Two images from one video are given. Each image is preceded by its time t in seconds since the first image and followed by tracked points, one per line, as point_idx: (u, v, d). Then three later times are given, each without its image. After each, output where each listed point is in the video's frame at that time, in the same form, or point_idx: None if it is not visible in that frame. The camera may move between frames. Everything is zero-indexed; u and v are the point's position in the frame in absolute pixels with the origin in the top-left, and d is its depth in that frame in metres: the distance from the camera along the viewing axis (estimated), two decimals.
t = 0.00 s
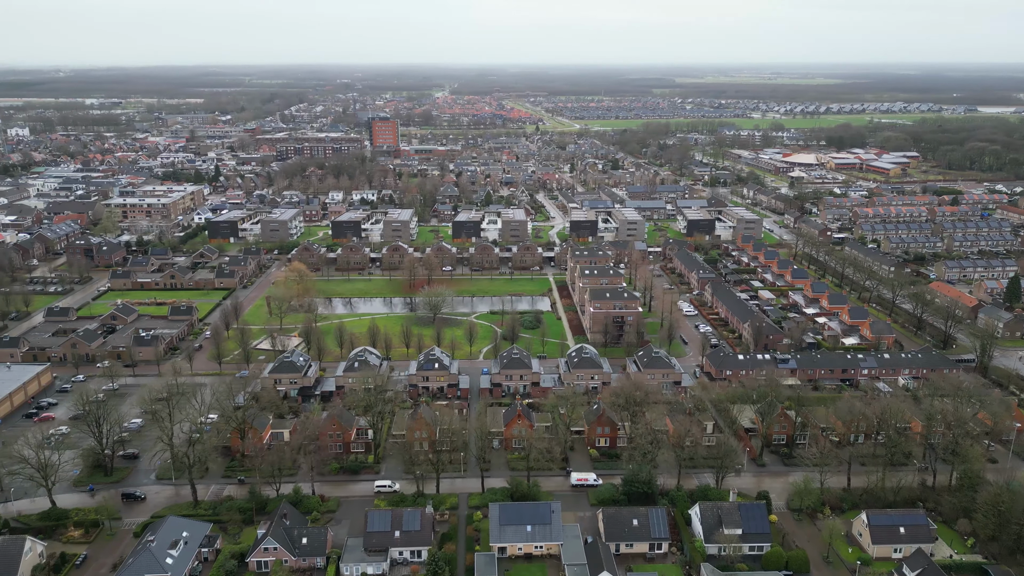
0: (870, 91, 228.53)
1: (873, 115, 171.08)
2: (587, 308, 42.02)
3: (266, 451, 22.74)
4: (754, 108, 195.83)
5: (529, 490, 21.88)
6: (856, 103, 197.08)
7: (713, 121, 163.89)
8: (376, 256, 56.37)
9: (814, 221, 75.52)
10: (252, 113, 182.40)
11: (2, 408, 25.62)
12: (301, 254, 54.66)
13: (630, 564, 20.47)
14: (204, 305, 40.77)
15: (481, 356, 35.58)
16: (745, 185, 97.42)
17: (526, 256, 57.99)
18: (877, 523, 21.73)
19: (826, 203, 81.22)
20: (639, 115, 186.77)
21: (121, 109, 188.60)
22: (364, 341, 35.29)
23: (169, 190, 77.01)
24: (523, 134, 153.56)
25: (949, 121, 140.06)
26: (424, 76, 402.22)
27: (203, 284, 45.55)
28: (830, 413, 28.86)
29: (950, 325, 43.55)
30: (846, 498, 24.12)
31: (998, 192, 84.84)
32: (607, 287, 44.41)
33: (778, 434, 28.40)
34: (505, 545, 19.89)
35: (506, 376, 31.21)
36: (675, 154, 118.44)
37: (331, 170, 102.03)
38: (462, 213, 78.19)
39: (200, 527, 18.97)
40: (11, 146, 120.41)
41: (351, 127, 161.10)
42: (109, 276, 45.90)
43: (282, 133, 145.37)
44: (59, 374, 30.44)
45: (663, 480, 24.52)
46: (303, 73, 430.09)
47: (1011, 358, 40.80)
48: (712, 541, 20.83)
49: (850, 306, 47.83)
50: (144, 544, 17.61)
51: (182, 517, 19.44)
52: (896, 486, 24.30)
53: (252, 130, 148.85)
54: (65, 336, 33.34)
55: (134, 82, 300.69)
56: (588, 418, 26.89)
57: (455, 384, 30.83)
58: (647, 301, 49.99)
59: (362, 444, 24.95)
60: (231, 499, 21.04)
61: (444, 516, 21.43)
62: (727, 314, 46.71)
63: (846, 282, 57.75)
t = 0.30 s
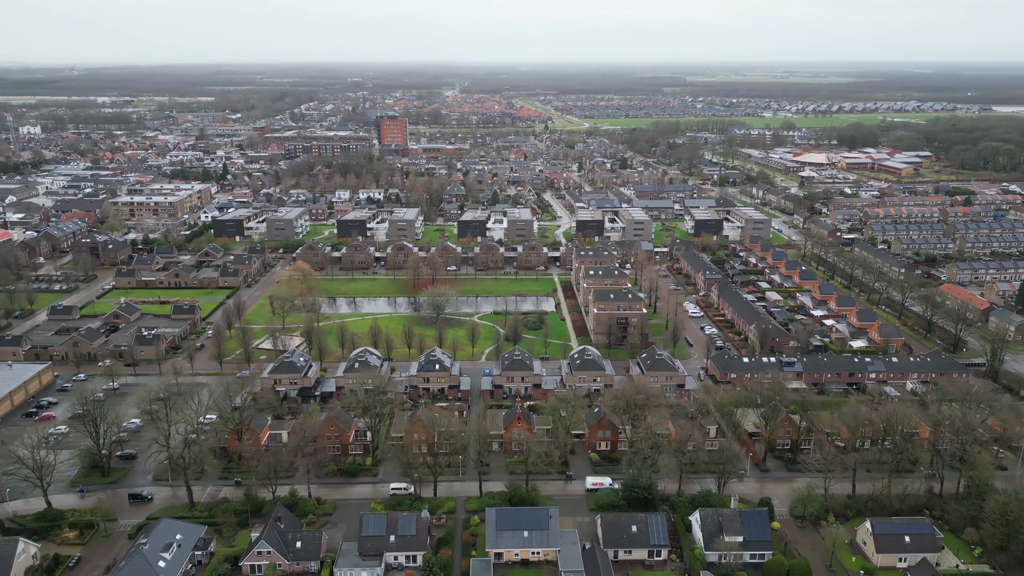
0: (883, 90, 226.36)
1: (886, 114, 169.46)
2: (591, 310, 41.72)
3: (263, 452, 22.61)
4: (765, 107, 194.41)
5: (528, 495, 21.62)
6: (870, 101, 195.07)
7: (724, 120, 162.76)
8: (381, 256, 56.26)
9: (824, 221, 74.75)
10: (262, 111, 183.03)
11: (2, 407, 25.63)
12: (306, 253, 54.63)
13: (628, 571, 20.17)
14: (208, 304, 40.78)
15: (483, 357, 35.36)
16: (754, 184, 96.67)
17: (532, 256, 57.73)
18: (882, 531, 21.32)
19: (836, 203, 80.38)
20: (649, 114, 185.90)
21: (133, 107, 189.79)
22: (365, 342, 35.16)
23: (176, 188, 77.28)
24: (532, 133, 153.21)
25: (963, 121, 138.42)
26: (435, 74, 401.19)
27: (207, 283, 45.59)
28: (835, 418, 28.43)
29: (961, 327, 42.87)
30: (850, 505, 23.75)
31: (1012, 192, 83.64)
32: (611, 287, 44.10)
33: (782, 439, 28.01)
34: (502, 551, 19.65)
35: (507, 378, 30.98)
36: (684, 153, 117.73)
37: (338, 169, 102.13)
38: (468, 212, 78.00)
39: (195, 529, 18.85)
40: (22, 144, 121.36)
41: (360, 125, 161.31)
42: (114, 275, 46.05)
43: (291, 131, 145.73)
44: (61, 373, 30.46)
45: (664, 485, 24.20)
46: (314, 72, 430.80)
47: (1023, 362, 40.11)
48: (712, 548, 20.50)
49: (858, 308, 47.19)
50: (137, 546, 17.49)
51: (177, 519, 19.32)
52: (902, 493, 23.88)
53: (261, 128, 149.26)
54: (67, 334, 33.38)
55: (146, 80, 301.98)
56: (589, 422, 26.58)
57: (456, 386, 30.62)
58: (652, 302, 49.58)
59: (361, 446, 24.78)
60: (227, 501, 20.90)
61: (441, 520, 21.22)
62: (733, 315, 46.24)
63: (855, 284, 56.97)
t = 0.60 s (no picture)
0: (897, 89, 224.06)
1: (899, 113, 167.82)
2: (595, 310, 41.40)
3: (260, 454, 22.44)
4: (776, 106, 193.03)
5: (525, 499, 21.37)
6: (883, 100, 193.14)
7: (734, 119, 161.69)
8: (386, 255, 56.15)
9: (833, 222, 73.97)
10: (272, 109, 183.64)
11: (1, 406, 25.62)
12: (310, 252, 54.56)
13: None
14: (211, 303, 40.77)
15: (485, 358, 35.14)
16: (763, 184, 95.86)
17: (537, 256, 57.44)
18: (887, 540, 20.89)
19: (846, 203, 79.52)
20: (658, 112, 185.01)
21: (144, 105, 190.86)
22: (367, 342, 35.01)
23: (183, 186, 77.52)
24: (541, 131, 152.80)
25: (977, 120, 136.80)
26: (446, 73, 400.53)
27: (211, 281, 45.60)
28: (840, 423, 28.02)
29: (971, 330, 42.16)
30: (854, 512, 23.34)
31: None
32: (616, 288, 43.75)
33: (786, 444, 27.63)
34: (498, 557, 19.40)
35: (509, 379, 30.77)
36: (694, 152, 116.98)
37: (345, 167, 102.16)
38: (474, 211, 77.79)
39: (188, 532, 18.72)
40: (33, 142, 122.20)
41: (368, 124, 161.51)
42: (119, 273, 46.16)
43: (300, 130, 146.06)
44: (62, 371, 30.44)
45: (665, 490, 23.85)
46: (325, 71, 431.60)
47: None
48: (712, 556, 20.17)
49: (867, 310, 46.55)
50: (129, 549, 17.36)
51: (171, 522, 19.18)
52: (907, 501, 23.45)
53: (270, 126, 149.73)
54: (70, 332, 33.44)
55: (158, 78, 303.56)
56: (590, 425, 26.27)
57: (457, 387, 30.38)
58: (657, 303, 49.15)
59: (359, 448, 24.58)
60: (223, 503, 20.73)
61: (438, 524, 21.00)
62: (739, 317, 45.75)
63: (864, 285, 56.29)
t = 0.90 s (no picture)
0: (911, 87, 221.60)
1: (912, 112, 166.02)
2: (599, 311, 41.10)
3: (257, 456, 22.29)
4: (788, 104, 191.64)
5: (523, 504, 21.16)
6: (896, 99, 191.24)
7: (745, 118, 160.58)
8: (390, 254, 56.05)
9: (843, 222, 73.16)
10: (281, 108, 184.08)
11: (1, 405, 25.65)
12: (315, 251, 54.51)
13: None
14: (214, 302, 40.79)
15: (486, 360, 34.97)
16: (773, 183, 95.00)
17: (542, 256, 57.14)
18: (891, 549, 20.49)
19: (857, 204, 78.65)
20: (668, 111, 184.05)
21: (154, 104, 191.92)
22: (368, 343, 34.89)
23: (191, 185, 77.78)
24: (549, 130, 152.37)
25: (992, 119, 135.28)
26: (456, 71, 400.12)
27: (215, 280, 45.63)
28: (846, 428, 27.60)
29: (981, 333, 41.50)
30: (859, 520, 22.95)
31: None
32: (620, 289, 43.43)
33: (791, 449, 27.20)
34: (494, 562, 19.13)
35: (510, 381, 30.56)
36: (703, 151, 116.22)
37: (352, 166, 102.20)
38: (480, 210, 77.57)
39: (182, 535, 18.59)
40: (44, 140, 123.00)
41: (377, 122, 161.69)
42: (123, 272, 46.29)
43: (308, 128, 146.39)
44: (63, 370, 30.47)
45: (666, 495, 23.52)
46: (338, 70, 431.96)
47: None
48: (712, 564, 19.84)
49: (875, 313, 45.95)
50: (121, 552, 17.24)
51: (165, 524, 19.07)
52: (913, 508, 23.06)
53: (279, 124, 150.12)
54: (72, 331, 33.52)
55: (170, 77, 305.37)
56: (590, 428, 25.96)
57: (457, 388, 30.17)
58: (663, 304, 48.77)
59: (356, 450, 24.42)
60: (218, 504, 20.60)
61: (434, 528, 20.82)
62: (745, 318, 45.29)
63: (873, 287, 55.58)
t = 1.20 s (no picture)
0: (924, 86, 219.34)
1: (926, 111, 164.14)
2: (603, 312, 40.77)
3: (254, 458, 22.15)
4: (800, 103, 190.23)
5: (520, 509, 20.97)
6: (909, 98, 189.25)
7: (755, 116, 159.43)
8: (395, 254, 55.95)
9: (853, 223, 72.32)
10: (291, 106, 184.67)
11: (1, 404, 25.70)
12: (320, 250, 54.47)
13: None
14: (217, 301, 40.81)
15: (488, 361, 34.75)
16: (782, 183, 94.15)
17: (547, 256, 56.83)
18: (895, 558, 20.08)
19: (867, 204, 77.73)
20: (679, 110, 182.99)
21: (165, 102, 193.02)
22: (370, 343, 34.73)
23: (198, 183, 78.01)
24: (558, 129, 151.93)
25: (1007, 118, 133.57)
26: (467, 70, 399.60)
27: (219, 279, 45.62)
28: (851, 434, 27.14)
29: (992, 337, 40.81)
30: (863, 528, 22.55)
31: None
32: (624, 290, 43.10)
33: (795, 454, 26.80)
34: (489, 568, 18.88)
35: (511, 383, 30.28)
36: (712, 150, 115.38)
37: (360, 165, 102.22)
38: (486, 210, 77.32)
39: (176, 538, 18.48)
40: (55, 138, 123.89)
41: (386, 121, 161.76)
42: (128, 270, 46.43)
43: (317, 127, 146.63)
44: (64, 369, 30.53)
45: (667, 501, 23.19)
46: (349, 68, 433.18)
47: None
48: (711, 572, 19.54)
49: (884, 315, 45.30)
50: (114, 554, 17.16)
51: (159, 526, 18.99)
52: (918, 516, 22.65)
53: (288, 123, 150.52)
54: (75, 330, 33.59)
55: (183, 75, 306.89)
56: (590, 432, 25.66)
57: (458, 390, 29.96)
58: (668, 305, 48.36)
59: (354, 452, 24.27)
60: (214, 506, 20.48)
61: (431, 533, 20.64)
62: (751, 320, 44.80)
63: (883, 288, 54.80)
